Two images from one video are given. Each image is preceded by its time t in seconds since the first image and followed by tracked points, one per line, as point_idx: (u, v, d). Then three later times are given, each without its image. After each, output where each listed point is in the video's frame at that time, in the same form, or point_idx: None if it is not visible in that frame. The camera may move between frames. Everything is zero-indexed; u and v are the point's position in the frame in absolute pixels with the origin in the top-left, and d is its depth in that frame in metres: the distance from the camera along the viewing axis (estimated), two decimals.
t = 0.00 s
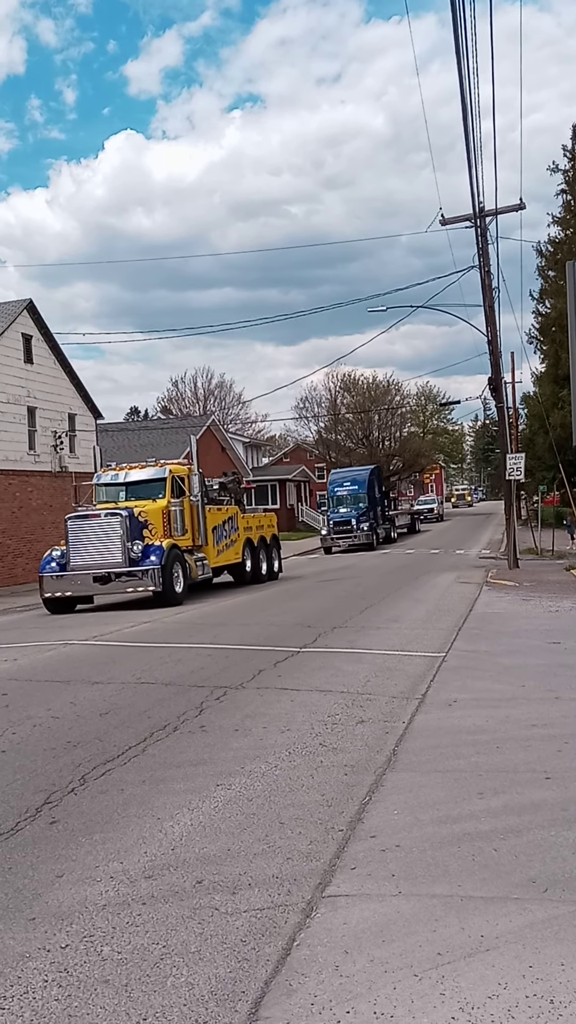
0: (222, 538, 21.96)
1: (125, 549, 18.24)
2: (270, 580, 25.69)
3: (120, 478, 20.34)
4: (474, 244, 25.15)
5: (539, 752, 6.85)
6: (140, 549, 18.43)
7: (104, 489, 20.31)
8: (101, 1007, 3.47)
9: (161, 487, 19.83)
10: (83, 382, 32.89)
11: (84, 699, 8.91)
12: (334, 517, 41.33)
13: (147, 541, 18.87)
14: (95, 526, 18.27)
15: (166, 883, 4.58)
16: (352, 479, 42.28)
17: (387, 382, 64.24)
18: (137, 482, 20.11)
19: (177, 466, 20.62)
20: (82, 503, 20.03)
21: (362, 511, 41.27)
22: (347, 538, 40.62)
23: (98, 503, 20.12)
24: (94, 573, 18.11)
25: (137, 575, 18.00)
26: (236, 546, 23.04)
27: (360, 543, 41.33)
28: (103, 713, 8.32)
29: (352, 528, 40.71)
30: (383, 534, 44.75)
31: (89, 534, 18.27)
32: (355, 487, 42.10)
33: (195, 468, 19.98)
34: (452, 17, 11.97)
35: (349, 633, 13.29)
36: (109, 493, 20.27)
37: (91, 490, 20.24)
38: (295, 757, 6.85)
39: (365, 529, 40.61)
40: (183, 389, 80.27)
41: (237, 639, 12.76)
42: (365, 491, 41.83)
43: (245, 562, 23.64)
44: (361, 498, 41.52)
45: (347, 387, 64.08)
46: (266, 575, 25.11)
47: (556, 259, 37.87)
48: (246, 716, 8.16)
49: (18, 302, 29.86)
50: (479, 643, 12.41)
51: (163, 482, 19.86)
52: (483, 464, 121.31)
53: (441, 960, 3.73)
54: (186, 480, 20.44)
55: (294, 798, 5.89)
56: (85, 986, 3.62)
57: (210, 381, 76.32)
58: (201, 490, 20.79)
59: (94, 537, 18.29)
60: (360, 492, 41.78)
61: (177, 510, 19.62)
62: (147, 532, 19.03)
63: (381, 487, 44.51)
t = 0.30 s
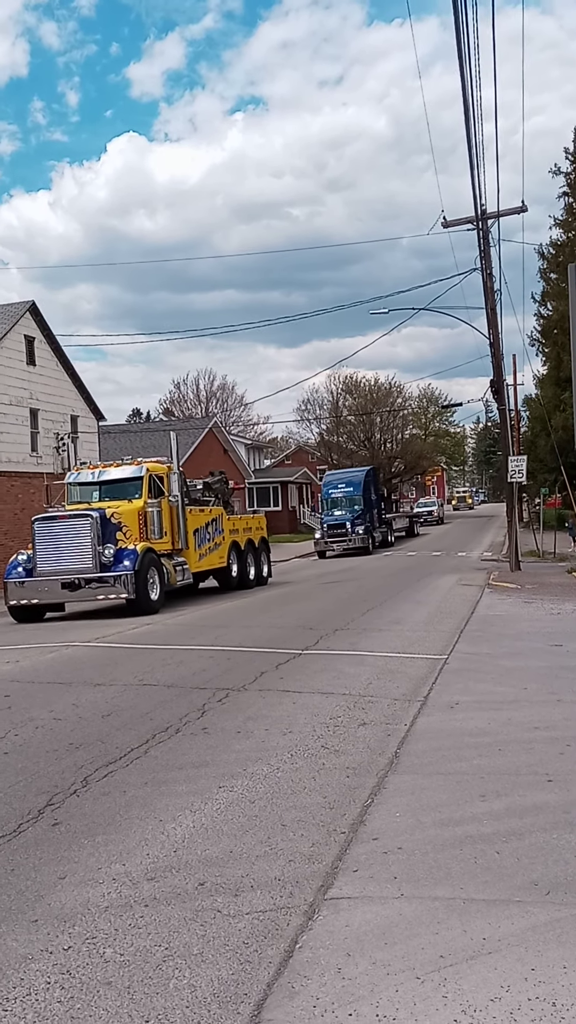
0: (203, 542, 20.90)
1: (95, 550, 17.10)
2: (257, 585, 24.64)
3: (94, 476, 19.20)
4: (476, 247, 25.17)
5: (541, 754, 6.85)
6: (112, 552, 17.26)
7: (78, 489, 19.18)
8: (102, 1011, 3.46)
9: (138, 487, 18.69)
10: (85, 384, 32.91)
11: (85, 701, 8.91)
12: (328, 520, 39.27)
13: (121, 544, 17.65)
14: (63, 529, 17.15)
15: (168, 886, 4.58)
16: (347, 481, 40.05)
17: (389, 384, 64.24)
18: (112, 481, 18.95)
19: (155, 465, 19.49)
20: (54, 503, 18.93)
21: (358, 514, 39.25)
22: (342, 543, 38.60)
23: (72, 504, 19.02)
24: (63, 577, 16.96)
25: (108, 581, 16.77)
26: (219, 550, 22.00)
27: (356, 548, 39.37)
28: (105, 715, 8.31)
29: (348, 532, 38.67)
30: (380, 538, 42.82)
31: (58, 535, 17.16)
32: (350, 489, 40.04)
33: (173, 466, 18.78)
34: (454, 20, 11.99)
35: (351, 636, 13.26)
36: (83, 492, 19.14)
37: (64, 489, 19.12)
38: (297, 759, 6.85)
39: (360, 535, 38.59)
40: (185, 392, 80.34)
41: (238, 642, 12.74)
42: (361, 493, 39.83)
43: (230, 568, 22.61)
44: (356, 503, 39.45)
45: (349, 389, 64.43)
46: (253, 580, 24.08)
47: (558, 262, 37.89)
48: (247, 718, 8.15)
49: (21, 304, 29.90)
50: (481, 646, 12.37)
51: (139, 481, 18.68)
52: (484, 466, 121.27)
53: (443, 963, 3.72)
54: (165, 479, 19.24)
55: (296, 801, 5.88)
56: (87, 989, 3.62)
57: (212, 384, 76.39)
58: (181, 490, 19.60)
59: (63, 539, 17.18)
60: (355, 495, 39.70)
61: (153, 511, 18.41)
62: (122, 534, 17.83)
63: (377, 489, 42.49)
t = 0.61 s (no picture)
0: (189, 546, 19.60)
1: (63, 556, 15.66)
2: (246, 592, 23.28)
3: (66, 476, 17.99)
4: (481, 250, 25.18)
5: (547, 758, 6.84)
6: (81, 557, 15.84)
7: (50, 489, 18.03)
8: (106, 1015, 3.45)
9: (113, 487, 17.46)
10: (90, 387, 32.95)
11: (90, 703, 8.92)
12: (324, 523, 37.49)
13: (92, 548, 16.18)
14: (28, 530, 15.76)
15: (174, 888, 4.59)
16: (344, 483, 38.21)
17: (393, 387, 64.20)
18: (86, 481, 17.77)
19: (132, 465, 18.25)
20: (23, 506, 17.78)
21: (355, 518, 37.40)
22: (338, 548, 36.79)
23: (43, 505, 17.85)
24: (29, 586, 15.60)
25: (75, 589, 15.47)
26: (206, 555, 20.74)
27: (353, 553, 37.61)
28: (110, 717, 8.32)
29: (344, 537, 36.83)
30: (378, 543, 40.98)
31: (23, 539, 15.76)
32: (347, 491, 38.23)
33: (151, 463, 17.55)
34: (460, 20, 11.94)
35: (356, 639, 13.24)
36: (54, 494, 17.96)
37: (34, 490, 17.97)
38: (302, 761, 6.85)
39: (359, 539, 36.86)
40: (190, 394, 80.34)
41: (244, 645, 12.75)
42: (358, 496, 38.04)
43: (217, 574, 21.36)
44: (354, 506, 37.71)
45: (354, 392, 64.32)
46: (241, 586, 22.75)
47: (563, 265, 37.87)
48: (252, 721, 8.14)
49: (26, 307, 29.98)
50: (487, 649, 12.35)
51: (115, 479, 17.47)
52: (489, 468, 121.27)
53: (449, 967, 3.72)
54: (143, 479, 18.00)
55: (302, 803, 5.88)
56: (93, 991, 3.62)
57: (217, 387, 76.45)
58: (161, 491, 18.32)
59: (28, 542, 15.76)
60: (353, 498, 37.90)
61: (129, 512, 17.11)
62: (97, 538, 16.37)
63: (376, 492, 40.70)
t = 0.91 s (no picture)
0: (167, 551, 18.56)
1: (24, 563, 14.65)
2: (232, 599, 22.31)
3: (33, 476, 16.87)
4: (487, 254, 25.19)
5: (552, 762, 6.84)
6: (44, 564, 14.74)
7: (18, 489, 16.94)
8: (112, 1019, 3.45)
9: (83, 487, 16.34)
10: (96, 390, 33.01)
11: (95, 706, 8.93)
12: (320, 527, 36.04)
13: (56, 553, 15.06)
14: None
15: (179, 892, 4.59)
16: (341, 486, 36.78)
17: (399, 390, 64.14)
18: (55, 481, 16.69)
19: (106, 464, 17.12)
20: None
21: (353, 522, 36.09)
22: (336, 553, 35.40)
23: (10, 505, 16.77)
24: None
25: (38, 598, 14.50)
26: (187, 560, 19.70)
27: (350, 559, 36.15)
28: (115, 720, 8.33)
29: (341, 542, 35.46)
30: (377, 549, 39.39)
31: None
32: (345, 495, 36.98)
33: (124, 462, 16.41)
34: (466, 23, 11.92)
35: (361, 643, 13.21)
36: (22, 494, 16.87)
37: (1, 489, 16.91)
38: (307, 765, 6.86)
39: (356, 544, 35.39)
40: (196, 397, 80.43)
41: (249, 649, 12.75)
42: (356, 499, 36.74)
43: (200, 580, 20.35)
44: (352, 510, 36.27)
45: (359, 395, 64.15)
46: (227, 593, 21.78)
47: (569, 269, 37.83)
48: (256, 725, 8.14)
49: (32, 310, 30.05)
50: (492, 653, 12.31)
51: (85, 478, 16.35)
52: (493, 471, 121.14)
53: (455, 972, 3.72)
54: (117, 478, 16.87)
55: (307, 807, 5.88)
56: (99, 993, 3.63)
57: (222, 390, 76.51)
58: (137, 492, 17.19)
59: None
60: (351, 502, 36.50)
61: (99, 513, 15.96)
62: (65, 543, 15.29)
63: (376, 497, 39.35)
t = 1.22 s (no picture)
0: (144, 557, 16.89)
1: None
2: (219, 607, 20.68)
3: None
4: (495, 258, 25.19)
5: (560, 767, 6.82)
6: None
7: None
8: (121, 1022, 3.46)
9: (47, 487, 14.85)
10: (103, 394, 33.06)
11: (103, 710, 8.93)
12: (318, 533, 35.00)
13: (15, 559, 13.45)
14: None
15: (186, 895, 4.58)
16: (340, 491, 35.79)
17: (405, 395, 64.08)
18: (17, 480, 15.21)
19: (73, 461, 15.62)
20: None
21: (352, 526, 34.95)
22: (334, 558, 34.29)
23: None
24: None
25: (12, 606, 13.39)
26: (168, 568, 18.05)
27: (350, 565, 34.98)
28: (123, 723, 8.34)
29: (340, 547, 34.35)
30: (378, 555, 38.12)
31: None
32: (344, 498, 35.89)
33: (92, 460, 14.92)
34: (474, 26, 11.91)
35: (368, 647, 13.19)
36: None
37: None
38: (314, 769, 6.85)
39: (356, 550, 34.27)
40: (203, 402, 80.50)
41: (256, 652, 12.75)
42: (356, 503, 35.60)
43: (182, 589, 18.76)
44: (351, 515, 35.24)
45: (365, 400, 63.98)
46: (213, 602, 20.14)
47: None
48: (264, 729, 8.12)
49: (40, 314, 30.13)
50: (498, 658, 12.27)
51: (50, 477, 14.88)
52: (500, 475, 121.05)
53: (463, 978, 3.70)
54: (85, 477, 15.40)
55: (314, 812, 5.87)
56: (107, 998, 3.62)
57: (229, 394, 76.56)
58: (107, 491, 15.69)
59: None
60: (351, 507, 35.53)
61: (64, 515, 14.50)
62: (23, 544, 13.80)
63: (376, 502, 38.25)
